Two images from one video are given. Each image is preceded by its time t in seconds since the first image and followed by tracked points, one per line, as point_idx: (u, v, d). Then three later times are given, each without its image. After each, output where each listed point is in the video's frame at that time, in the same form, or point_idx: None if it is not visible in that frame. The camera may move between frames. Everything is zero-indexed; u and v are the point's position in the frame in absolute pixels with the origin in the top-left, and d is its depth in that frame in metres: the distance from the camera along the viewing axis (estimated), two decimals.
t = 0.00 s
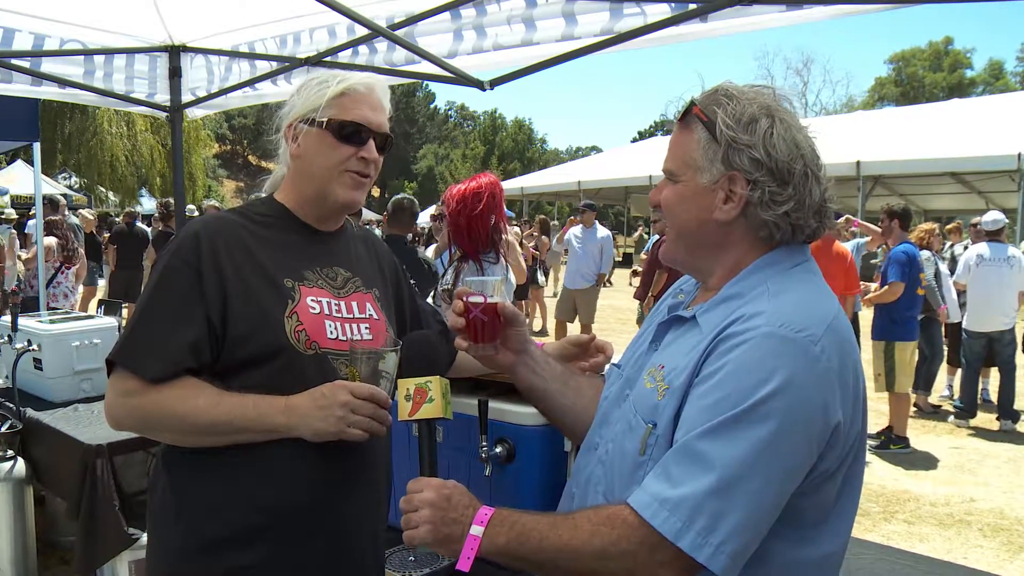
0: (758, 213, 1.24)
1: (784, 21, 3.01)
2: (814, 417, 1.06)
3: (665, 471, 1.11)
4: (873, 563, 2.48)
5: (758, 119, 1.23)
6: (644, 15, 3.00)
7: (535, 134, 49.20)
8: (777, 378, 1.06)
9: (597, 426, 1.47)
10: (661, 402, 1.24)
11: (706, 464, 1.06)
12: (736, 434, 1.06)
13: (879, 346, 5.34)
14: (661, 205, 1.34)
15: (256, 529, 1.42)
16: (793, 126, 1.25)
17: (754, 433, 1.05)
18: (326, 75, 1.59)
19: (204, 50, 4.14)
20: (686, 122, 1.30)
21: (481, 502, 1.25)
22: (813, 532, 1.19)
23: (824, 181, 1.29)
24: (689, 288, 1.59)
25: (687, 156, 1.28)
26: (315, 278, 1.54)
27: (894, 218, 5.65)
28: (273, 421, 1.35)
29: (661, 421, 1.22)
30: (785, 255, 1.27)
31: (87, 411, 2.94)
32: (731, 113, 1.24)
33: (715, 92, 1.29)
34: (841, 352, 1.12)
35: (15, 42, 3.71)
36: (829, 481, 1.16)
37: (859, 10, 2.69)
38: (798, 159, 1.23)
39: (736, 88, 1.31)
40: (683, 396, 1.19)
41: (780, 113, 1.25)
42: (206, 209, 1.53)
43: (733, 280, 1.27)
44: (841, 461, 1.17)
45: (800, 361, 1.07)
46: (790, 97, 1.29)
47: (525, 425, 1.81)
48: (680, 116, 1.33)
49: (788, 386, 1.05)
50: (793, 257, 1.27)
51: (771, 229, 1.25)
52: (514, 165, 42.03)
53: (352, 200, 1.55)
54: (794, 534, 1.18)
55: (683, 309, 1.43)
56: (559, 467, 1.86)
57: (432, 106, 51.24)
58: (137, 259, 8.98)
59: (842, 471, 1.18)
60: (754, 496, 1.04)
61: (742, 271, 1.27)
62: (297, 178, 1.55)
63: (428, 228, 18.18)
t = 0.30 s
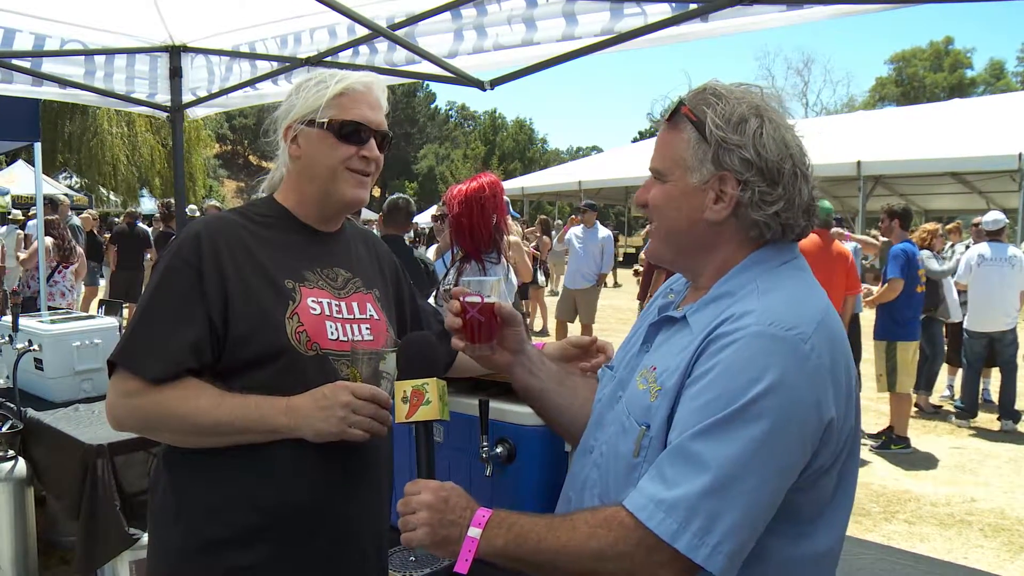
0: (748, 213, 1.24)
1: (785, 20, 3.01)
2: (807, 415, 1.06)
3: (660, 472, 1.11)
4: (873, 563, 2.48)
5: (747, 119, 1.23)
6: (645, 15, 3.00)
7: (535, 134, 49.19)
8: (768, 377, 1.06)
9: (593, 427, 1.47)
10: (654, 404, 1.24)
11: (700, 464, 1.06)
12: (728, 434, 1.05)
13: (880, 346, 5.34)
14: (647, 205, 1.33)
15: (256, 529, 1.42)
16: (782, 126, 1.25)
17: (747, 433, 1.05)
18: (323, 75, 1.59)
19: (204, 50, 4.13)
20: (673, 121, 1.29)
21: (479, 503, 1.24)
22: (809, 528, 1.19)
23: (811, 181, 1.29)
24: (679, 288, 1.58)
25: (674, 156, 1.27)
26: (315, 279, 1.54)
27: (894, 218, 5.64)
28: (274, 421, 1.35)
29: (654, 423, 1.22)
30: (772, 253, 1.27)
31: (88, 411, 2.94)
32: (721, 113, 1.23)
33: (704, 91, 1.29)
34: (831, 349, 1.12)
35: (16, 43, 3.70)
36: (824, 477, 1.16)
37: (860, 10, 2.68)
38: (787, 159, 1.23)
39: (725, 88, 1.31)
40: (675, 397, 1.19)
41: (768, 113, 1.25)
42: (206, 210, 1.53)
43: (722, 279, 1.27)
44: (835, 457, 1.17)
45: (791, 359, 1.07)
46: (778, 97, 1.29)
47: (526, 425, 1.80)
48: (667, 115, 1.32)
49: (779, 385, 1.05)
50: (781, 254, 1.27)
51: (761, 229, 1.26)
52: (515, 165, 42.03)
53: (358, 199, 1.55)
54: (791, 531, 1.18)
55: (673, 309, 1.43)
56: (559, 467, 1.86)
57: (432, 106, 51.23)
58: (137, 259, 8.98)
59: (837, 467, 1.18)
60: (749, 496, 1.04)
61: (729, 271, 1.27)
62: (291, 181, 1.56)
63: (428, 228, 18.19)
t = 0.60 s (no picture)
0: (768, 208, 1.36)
1: (786, 20, 3.01)
2: (800, 402, 1.06)
3: (656, 468, 1.10)
4: (873, 563, 2.48)
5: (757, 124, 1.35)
6: (645, 15, 3.00)
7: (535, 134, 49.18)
8: (758, 366, 1.05)
9: (589, 430, 1.46)
10: (648, 404, 1.24)
11: (697, 458, 1.06)
12: (722, 425, 1.05)
13: (881, 347, 5.33)
14: (688, 212, 1.24)
15: (255, 528, 1.42)
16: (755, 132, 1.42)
17: (741, 423, 1.04)
18: (321, 76, 1.60)
19: (204, 50, 4.13)
20: (710, 120, 1.25)
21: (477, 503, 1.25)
22: (807, 514, 1.19)
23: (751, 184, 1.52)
24: (652, 292, 1.58)
25: (722, 156, 1.24)
26: (315, 278, 1.54)
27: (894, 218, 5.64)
28: (272, 421, 1.35)
29: (649, 423, 1.22)
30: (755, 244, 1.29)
31: (88, 412, 2.94)
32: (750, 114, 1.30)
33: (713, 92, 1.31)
34: (819, 334, 1.12)
35: (16, 43, 3.70)
36: (820, 462, 1.16)
37: (860, 10, 2.68)
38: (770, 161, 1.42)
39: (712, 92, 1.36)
40: (668, 395, 1.19)
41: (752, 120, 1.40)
42: (204, 211, 1.53)
43: (706, 281, 1.28)
44: (830, 441, 1.17)
45: (780, 347, 1.06)
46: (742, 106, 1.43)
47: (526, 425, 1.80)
48: (689, 114, 1.24)
49: (770, 374, 1.05)
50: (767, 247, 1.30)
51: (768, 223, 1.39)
52: (515, 165, 42.03)
53: (356, 200, 1.55)
54: (790, 518, 1.18)
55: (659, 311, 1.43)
56: (559, 468, 1.86)
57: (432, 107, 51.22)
58: (137, 259, 8.97)
59: (833, 452, 1.18)
60: (748, 485, 1.04)
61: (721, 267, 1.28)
62: (331, 182, 1.52)
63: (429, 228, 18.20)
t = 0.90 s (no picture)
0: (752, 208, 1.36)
1: (785, 20, 3.01)
2: (796, 399, 1.06)
3: (654, 469, 1.10)
4: (873, 562, 2.48)
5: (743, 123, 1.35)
6: (645, 15, 3.01)
7: (535, 134, 49.16)
8: (753, 365, 1.05)
9: (584, 432, 1.46)
10: (643, 408, 1.23)
11: (695, 457, 1.06)
12: (719, 424, 1.05)
13: (881, 346, 5.33)
14: (677, 212, 1.23)
15: (254, 528, 1.42)
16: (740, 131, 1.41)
17: (738, 422, 1.04)
18: (317, 76, 1.60)
19: (204, 50, 4.14)
20: (695, 120, 1.25)
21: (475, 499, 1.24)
22: (804, 511, 1.19)
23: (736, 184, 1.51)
24: (639, 293, 1.57)
25: (707, 156, 1.24)
26: (312, 278, 1.54)
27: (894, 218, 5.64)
28: (270, 421, 1.35)
29: (645, 426, 1.21)
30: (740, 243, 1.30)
31: (88, 412, 2.94)
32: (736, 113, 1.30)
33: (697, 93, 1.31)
34: (813, 331, 1.12)
35: (15, 42, 3.70)
36: (817, 457, 1.16)
37: (858, 10, 2.69)
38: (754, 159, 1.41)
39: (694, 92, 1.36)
40: (664, 396, 1.19)
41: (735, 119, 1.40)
42: (202, 211, 1.52)
43: (701, 279, 1.28)
44: (826, 437, 1.17)
45: (775, 345, 1.06)
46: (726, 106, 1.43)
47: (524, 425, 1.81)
48: (674, 114, 1.24)
49: (766, 372, 1.05)
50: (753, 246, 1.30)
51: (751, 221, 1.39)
52: (515, 165, 42.04)
53: (351, 201, 1.55)
54: (789, 514, 1.18)
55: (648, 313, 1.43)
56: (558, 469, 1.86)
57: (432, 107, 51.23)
58: (137, 259, 8.97)
59: (829, 447, 1.18)
60: (746, 482, 1.04)
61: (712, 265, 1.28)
62: (326, 182, 1.52)
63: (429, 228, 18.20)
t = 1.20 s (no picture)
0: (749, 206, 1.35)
1: (785, 20, 3.00)
2: (794, 400, 1.06)
3: (650, 469, 1.10)
4: (873, 563, 2.48)
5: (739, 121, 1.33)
6: (645, 15, 3.01)
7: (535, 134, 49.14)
8: (751, 367, 1.05)
9: (580, 433, 1.46)
10: (639, 409, 1.23)
11: (691, 459, 1.06)
12: (716, 425, 1.05)
13: (882, 346, 5.33)
14: (666, 212, 1.23)
15: (252, 528, 1.42)
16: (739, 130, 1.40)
17: (735, 423, 1.04)
18: (315, 77, 1.60)
19: (204, 50, 4.13)
20: (689, 118, 1.25)
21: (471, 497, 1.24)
22: (801, 512, 1.19)
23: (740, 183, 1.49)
24: (638, 293, 1.57)
25: (701, 154, 1.24)
26: (311, 278, 1.54)
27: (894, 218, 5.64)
28: (269, 421, 1.35)
29: (642, 428, 1.21)
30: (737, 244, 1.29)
31: (88, 411, 2.94)
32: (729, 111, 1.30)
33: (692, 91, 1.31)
34: (811, 332, 1.12)
35: (15, 42, 3.69)
36: (815, 459, 1.16)
37: (858, 10, 2.69)
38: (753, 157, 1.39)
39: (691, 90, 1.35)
40: (661, 397, 1.19)
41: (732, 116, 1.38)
42: (202, 211, 1.52)
43: (696, 279, 1.27)
44: (824, 439, 1.17)
45: (773, 347, 1.06)
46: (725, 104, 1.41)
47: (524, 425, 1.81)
48: (668, 113, 1.24)
49: (764, 373, 1.05)
50: (748, 246, 1.29)
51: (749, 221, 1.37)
52: (515, 165, 42.05)
53: (349, 202, 1.55)
54: (786, 515, 1.18)
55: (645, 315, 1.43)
56: (557, 470, 1.86)
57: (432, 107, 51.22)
58: (137, 259, 8.98)
59: (827, 449, 1.19)
60: (742, 484, 1.04)
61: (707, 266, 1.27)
62: (323, 183, 1.52)
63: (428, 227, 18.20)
